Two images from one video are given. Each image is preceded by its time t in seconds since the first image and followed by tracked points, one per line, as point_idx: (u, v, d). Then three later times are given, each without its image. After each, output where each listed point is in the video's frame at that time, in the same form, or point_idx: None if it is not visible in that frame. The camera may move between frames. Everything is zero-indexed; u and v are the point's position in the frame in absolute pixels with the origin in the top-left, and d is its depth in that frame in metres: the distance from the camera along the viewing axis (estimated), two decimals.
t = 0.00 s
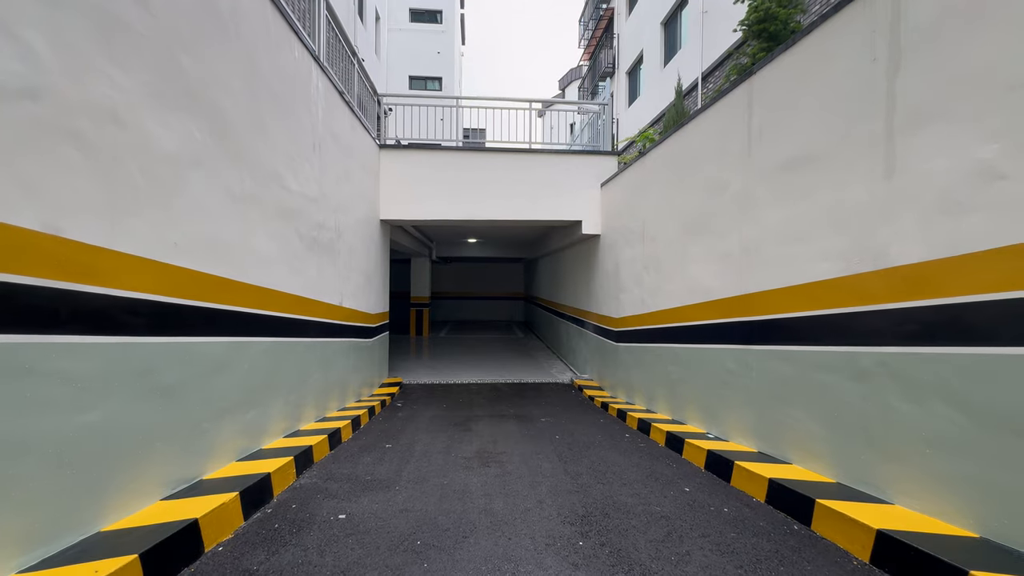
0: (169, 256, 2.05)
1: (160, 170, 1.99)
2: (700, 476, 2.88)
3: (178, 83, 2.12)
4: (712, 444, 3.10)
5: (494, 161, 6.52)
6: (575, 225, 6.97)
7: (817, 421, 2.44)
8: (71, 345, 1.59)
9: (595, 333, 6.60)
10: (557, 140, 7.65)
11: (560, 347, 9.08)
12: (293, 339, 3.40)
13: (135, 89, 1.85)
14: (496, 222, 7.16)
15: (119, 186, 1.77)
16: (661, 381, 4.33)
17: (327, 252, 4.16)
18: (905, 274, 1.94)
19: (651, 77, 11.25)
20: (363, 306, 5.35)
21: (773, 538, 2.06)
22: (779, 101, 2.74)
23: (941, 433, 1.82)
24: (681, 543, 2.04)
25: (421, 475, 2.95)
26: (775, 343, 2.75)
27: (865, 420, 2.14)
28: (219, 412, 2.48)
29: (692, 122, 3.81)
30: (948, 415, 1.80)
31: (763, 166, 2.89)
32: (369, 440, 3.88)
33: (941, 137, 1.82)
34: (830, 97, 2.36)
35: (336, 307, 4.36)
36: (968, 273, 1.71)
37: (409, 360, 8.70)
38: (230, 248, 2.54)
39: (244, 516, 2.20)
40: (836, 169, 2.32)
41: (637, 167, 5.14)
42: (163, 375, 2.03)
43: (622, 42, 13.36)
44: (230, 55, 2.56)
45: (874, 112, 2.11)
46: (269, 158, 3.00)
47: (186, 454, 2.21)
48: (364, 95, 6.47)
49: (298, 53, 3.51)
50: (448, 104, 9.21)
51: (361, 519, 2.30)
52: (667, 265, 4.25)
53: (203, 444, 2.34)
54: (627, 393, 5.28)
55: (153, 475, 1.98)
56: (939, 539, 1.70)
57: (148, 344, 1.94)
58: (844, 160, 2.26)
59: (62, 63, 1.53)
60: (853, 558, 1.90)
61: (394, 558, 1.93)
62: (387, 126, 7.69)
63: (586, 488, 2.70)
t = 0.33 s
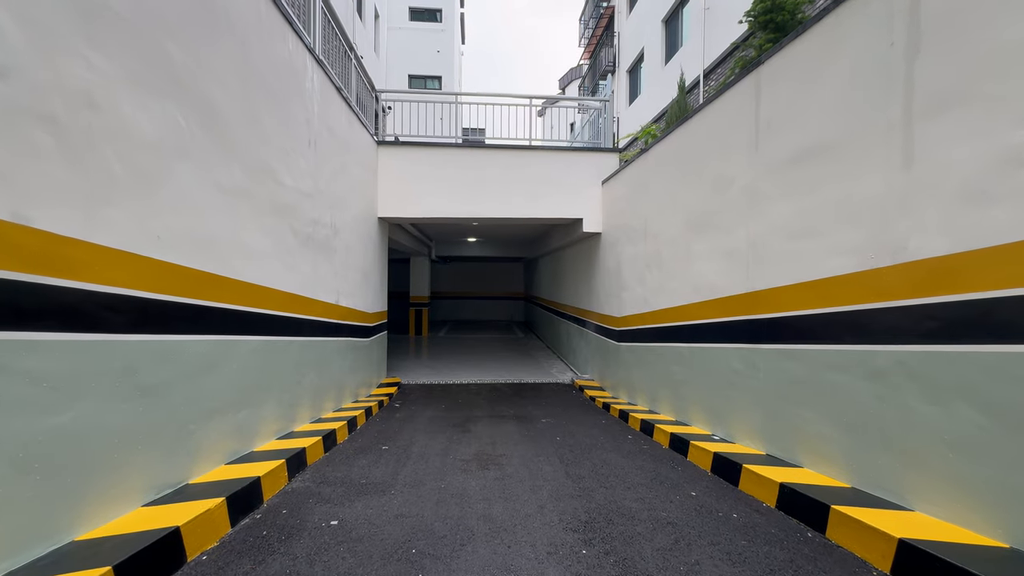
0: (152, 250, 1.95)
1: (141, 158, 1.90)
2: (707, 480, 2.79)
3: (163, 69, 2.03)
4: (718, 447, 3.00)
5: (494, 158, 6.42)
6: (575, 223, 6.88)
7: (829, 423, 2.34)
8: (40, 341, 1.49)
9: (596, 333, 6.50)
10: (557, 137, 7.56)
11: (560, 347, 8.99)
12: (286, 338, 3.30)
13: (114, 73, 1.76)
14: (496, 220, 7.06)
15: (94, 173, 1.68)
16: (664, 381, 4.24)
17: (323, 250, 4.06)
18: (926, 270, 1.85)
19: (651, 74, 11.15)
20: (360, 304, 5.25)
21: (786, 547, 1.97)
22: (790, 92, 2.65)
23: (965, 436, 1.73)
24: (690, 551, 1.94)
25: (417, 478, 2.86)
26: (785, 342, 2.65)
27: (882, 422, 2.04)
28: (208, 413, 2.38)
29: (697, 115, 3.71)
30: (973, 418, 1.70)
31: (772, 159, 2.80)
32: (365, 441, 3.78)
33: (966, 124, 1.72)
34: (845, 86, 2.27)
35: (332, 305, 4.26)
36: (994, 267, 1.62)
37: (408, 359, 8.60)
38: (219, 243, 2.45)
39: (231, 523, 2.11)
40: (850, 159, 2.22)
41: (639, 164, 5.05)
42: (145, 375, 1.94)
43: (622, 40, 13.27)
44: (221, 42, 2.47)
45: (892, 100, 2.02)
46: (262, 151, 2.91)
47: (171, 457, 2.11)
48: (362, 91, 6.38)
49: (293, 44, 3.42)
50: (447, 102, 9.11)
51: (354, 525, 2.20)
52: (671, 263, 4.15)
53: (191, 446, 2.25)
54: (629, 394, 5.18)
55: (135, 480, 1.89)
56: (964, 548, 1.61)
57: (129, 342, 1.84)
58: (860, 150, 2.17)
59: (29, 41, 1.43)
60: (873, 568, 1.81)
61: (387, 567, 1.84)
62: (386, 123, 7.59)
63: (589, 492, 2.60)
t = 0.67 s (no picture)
0: (135, 246, 1.86)
1: (124, 151, 1.81)
2: (717, 486, 2.69)
3: (148, 57, 1.94)
4: (727, 451, 2.91)
5: (495, 155, 6.33)
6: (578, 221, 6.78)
7: (845, 428, 2.24)
8: (8, 343, 1.40)
9: (599, 333, 6.40)
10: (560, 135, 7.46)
11: (562, 347, 8.89)
12: (282, 338, 3.21)
13: (95, 60, 1.67)
14: (497, 219, 6.96)
15: (71, 164, 1.59)
16: (670, 383, 4.14)
17: (320, 248, 3.97)
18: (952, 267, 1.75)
19: (654, 72, 11.05)
20: (359, 304, 5.16)
21: (803, 560, 1.87)
22: (803, 84, 2.56)
23: (996, 444, 1.63)
24: (701, 564, 1.84)
25: (416, 484, 2.76)
26: (797, 343, 2.55)
27: (904, 427, 1.95)
28: (197, 416, 2.29)
29: (703, 109, 3.61)
30: (1004, 424, 1.60)
31: (783, 153, 2.70)
32: (363, 444, 3.68)
33: (998, 111, 1.62)
34: (863, 75, 2.17)
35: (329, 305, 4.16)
36: None
37: (409, 360, 8.51)
38: (210, 240, 2.36)
39: (218, 533, 2.02)
40: (871, 151, 2.12)
41: (643, 160, 4.95)
42: (127, 377, 1.85)
43: (624, 38, 13.17)
44: (211, 31, 2.38)
45: (914, 89, 1.92)
46: (256, 146, 2.82)
47: (157, 464, 2.02)
48: (362, 88, 6.29)
49: (289, 37, 3.33)
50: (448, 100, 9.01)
51: (348, 535, 2.10)
52: (677, 262, 4.05)
53: (178, 452, 2.15)
54: (633, 396, 5.08)
55: (116, 489, 1.80)
56: (996, 564, 1.51)
57: (109, 343, 1.76)
58: (880, 142, 2.07)
59: None
60: None
61: None
62: (386, 122, 7.49)
63: (594, 499, 2.51)
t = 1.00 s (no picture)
0: (124, 242, 1.79)
1: (111, 142, 1.74)
2: (727, 491, 2.60)
3: (137, 45, 1.87)
4: (737, 455, 2.82)
5: (498, 153, 6.24)
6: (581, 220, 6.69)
7: (863, 432, 2.15)
8: None
9: (603, 334, 6.32)
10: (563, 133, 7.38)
11: (566, 348, 8.80)
12: (279, 338, 3.14)
13: (79, 47, 1.60)
14: (500, 218, 6.88)
15: (53, 156, 1.51)
16: (676, 384, 4.04)
17: (320, 247, 3.90)
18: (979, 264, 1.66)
19: (658, 71, 10.93)
20: (360, 304, 5.09)
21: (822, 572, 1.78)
22: (818, 74, 2.46)
23: None
24: None
25: (416, 488, 2.68)
26: (811, 343, 2.46)
27: (927, 432, 1.86)
28: (190, 418, 2.22)
29: (712, 103, 3.51)
30: None
31: (796, 146, 2.61)
32: (363, 446, 3.61)
33: None
34: (883, 63, 2.08)
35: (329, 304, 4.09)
36: None
37: (411, 360, 8.44)
38: (203, 236, 2.29)
39: (210, 539, 1.95)
40: (890, 143, 2.03)
41: (648, 157, 4.86)
42: (115, 379, 1.78)
43: (628, 37, 13.06)
44: (205, 20, 2.30)
45: (938, 76, 1.83)
46: (253, 140, 2.75)
47: (148, 468, 1.95)
48: (363, 86, 6.22)
49: (287, 30, 3.25)
50: (450, 99, 8.93)
51: (345, 542, 2.02)
52: (683, 260, 3.96)
53: (170, 455, 2.08)
54: (638, 396, 5.00)
55: (103, 494, 1.73)
56: None
57: (95, 343, 1.68)
58: (901, 132, 1.98)
59: None
60: None
61: None
62: (387, 120, 7.42)
63: (600, 504, 2.42)
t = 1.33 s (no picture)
0: (111, 236, 1.71)
1: (98, 132, 1.66)
2: (741, 498, 2.50)
3: (126, 31, 1.79)
4: (751, 460, 2.72)
5: (502, 150, 6.15)
6: (586, 219, 6.59)
7: (887, 437, 2.05)
8: None
9: (609, 334, 6.21)
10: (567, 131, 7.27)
11: (570, 348, 8.70)
12: (277, 337, 3.05)
13: (63, 31, 1.52)
14: (503, 217, 6.79)
15: (33, 144, 1.44)
16: (685, 385, 3.94)
17: (320, 245, 3.81)
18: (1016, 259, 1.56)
19: (663, 69, 10.82)
20: (362, 303, 5.00)
21: None
22: (837, 62, 2.35)
23: None
24: None
25: (417, 493, 2.59)
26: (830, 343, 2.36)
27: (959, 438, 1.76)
28: (183, 421, 2.13)
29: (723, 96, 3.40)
30: None
31: (813, 138, 2.50)
32: (364, 449, 3.52)
33: None
34: (910, 48, 1.97)
35: (329, 303, 4.00)
36: None
37: (413, 361, 8.36)
38: (198, 232, 2.21)
39: (201, 548, 1.86)
40: (917, 131, 1.93)
41: (655, 154, 4.75)
42: (103, 380, 1.70)
43: (632, 35, 12.95)
44: (199, 8, 2.22)
45: (970, 60, 1.73)
46: (250, 134, 2.67)
47: (137, 473, 1.87)
48: (365, 83, 6.14)
49: (286, 22, 3.17)
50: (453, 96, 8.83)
51: (342, 551, 1.94)
52: (692, 259, 3.85)
53: (160, 460, 1.99)
54: (644, 398, 4.89)
55: (87, 502, 1.65)
56: None
57: (80, 342, 1.60)
58: (930, 121, 1.88)
59: None
60: None
61: None
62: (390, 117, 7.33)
63: (609, 511, 2.33)
